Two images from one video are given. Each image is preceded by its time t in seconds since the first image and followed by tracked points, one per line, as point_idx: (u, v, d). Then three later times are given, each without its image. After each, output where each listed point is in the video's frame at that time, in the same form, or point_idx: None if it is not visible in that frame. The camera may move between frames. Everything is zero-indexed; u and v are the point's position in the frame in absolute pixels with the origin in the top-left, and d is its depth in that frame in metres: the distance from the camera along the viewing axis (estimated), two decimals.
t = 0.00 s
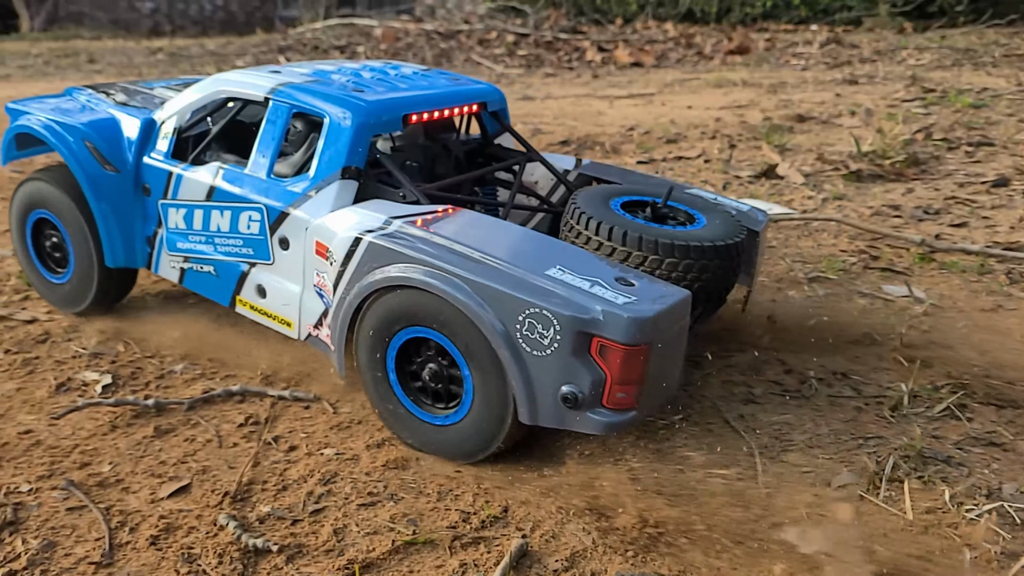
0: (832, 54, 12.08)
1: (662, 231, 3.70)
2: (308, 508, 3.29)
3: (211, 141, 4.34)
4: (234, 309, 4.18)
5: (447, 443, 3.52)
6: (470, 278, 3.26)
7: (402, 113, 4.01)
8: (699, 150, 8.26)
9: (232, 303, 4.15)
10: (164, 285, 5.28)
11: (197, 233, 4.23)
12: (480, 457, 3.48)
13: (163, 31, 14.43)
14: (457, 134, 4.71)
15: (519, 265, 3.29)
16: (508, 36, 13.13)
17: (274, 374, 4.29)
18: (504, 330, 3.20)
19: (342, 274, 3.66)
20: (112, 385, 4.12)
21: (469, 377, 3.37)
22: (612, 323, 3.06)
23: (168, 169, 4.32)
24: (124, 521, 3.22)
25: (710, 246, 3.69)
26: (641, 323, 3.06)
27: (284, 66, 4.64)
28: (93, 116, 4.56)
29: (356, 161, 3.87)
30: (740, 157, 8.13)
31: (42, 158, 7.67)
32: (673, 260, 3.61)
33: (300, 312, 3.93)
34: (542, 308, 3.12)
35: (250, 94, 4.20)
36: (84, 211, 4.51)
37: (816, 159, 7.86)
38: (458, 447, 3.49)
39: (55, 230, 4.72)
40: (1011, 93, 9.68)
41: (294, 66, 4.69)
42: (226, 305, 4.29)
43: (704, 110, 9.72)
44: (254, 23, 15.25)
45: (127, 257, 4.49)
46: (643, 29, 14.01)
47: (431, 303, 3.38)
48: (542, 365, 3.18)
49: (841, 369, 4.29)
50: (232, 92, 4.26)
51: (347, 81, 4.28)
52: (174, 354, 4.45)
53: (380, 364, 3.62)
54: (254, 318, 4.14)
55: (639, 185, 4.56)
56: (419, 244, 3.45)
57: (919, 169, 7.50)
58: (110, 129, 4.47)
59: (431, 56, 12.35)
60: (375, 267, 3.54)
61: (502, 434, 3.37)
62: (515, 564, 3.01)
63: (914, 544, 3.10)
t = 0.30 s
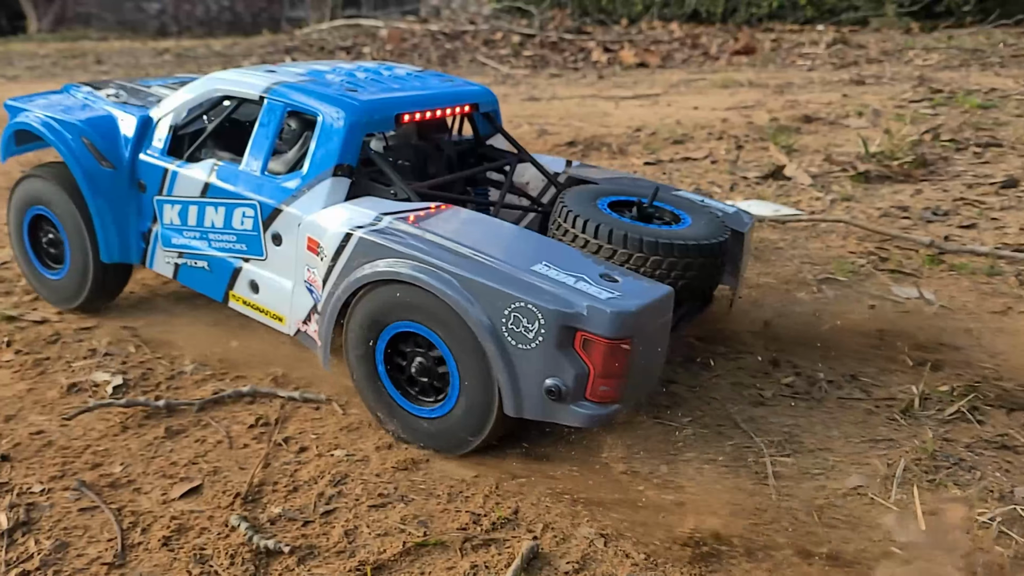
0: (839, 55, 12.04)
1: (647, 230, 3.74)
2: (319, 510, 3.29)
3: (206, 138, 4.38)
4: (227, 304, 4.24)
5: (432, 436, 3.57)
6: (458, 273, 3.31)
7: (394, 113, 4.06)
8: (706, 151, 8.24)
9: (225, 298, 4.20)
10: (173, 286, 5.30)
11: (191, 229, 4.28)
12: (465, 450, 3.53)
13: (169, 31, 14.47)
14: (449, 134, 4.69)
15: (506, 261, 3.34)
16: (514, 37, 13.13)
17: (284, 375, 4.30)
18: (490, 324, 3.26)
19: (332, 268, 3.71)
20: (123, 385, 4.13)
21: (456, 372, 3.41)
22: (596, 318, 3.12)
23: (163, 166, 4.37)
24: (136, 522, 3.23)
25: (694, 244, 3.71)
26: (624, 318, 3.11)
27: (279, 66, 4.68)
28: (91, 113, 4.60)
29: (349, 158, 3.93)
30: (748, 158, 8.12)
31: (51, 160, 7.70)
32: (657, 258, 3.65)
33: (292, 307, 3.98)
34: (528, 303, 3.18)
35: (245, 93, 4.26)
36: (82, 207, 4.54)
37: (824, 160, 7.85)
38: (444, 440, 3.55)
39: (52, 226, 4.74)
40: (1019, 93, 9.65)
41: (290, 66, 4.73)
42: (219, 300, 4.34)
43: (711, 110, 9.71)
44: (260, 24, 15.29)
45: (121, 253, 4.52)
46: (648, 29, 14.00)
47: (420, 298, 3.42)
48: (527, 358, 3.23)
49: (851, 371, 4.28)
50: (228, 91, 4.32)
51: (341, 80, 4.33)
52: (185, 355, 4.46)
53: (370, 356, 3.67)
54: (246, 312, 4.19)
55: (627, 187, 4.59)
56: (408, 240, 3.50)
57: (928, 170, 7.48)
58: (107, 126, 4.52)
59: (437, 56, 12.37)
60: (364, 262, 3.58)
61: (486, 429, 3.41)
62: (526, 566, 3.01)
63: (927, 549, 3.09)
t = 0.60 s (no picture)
0: (845, 55, 12.02)
1: (631, 230, 3.79)
2: (330, 511, 3.30)
3: (201, 136, 4.40)
4: (220, 300, 4.26)
5: (421, 430, 3.63)
6: (445, 270, 3.37)
7: (385, 113, 4.07)
8: (713, 153, 8.23)
9: (217, 293, 4.22)
10: (181, 287, 5.31)
11: (185, 225, 4.31)
12: (453, 443, 3.60)
13: (176, 32, 14.52)
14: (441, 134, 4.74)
15: (492, 259, 3.40)
16: (520, 37, 13.13)
17: (293, 376, 4.32)
18: (475, 320, 3.31)
19: (323, 264, 3.76)
20: (134, 387, 4.14)
21: (444, 367, 3.47)
22: (578, 316, 3.17)
23: (158, 163, 4.39)
24: (148, 523, 3.24)
25: (677, 245, 3.76)
26: (606, 317, 3.17)
27: (274, 66, 4.70)
28: (87, 110, 4.63)
29: (340, 156, 3.95)
30: (755, 159, 8.11)
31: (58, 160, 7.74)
32: (640, 258, 3.70)
33: (284, 303, 4.01)
34: (512, 300, 3.23)
35: (238, 92, 4.27)
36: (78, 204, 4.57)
37: (831, 162, 7.83)
38: (432, 434, 3.61)
39: (48, 222, 4.79)
40: None
41: (284, 66, 4.75)
42: (212, 296, 4.36)
43: (717, 111, 9.70)
44: (266, 25, 15.34)
45: (116, 248, 4.55)
46: (654, 30, 14.00)
47: (409, 294, 3.48)
48: (511, 354, 3.29)
49: (862, 374, 4.27)
50: (222, 91, 4.34)
51: (334, 80, 4.35)
52: (195, 357, 4.48)
53: (360, 351, 3.72)
54: (239, 308, 4.22)
55: (614, 188, 4.61)
56: (397, 237, 3.55)
57: (936, 172, 7.45)
58: (103, 123, 4.55)
59: (443, 57, 12.39)
60: (354, 259, 3.64)
61: (474, 422, 3.48)
62: (537, 569, 3.01)
63: (940, 553, 3.08)
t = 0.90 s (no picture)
0: (853, 55, 11.98)
1: (615, 230, 3.83)
2: (341, 513, 3.31)
3: (196, 135, 4.40)
4: (213, 296, 4.29)
5: (410, 423, 3.69)
6: (432, 269, 3.42)
7: (377, 113, 4.08)
8: (721, 154, 8.22)
9: (211, 289, 4.25)
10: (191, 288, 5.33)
11: (180, 223, 4.33)
12: (442, 436, 3.66)
13: (183, 33, 14.56)
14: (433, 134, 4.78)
15: (478, 258, 3.45)
16: (526, 38, 13.13)
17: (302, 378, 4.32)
18: (461, 318, 3.37)
19: (313, 262, 3.79)
20: (146, 388, 4.16)
21: (431, 361, 3.53)
22: (561, 315, 3.23)
23: (153, 161, 4.41)
24: (161, 524, 3.25)
25: (660, 244, 3.80)
26: (588, 315, 3.24)
27: (268, 66, 4.71)
28: (84, 108, 4.66)
29: (332, 155, 3.95)
30: (763, 160, 8.09)
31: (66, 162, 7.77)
32: (624, 257, 3.74)
33: (275, 299, 4.03)
34: (497, 298, 3.29)
35: (233, 91, 4.28)
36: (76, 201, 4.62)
37: (840, 163, 7.81)
38: (421, 427, 3.67)
39: (45, 218, 4.85)
40: None
41: (278, 66, 4.76)
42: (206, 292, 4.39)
43: (724, 112, 9.68)
44: (272, 26, 15.39)
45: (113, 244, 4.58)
46: (660, 31, 13.98)
47: (396, 291, 3.53)
48: (496, 350, 3.35)
49: (873, 376, 4.26)
50: (217, 90, 4.34)
51: (327, 81, 4.36)
52: (206, 358, 4.49)
53: (350, 347, 3.78)
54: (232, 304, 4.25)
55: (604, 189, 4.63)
56: (385, 236, 3.60)
57: (946, 172, 7.42)
58: (100, 121, 4.58)
59: (450, 58, 12.41)
60: (344, 257, 3.68)
61: (461, 414, 3.55)
62: (549, 572, 3.01)
63: (954, 556, 3.07)
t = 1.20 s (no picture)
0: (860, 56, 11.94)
1: (598, 228, 3.85)
2: (354, 516, 3.31)
3: (191, 134, 4.42)
4: (207, 292, 4.30)
5: (399, 417, 3.73)
6: (418, 264, 3.45)
7: (368, 113, 4.10)
8: (729, 155, 8.20)
9: (205, 286, 4.27)
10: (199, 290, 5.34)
11: (175, 220, 4.36)
12: (431, 430, 3.69)
13: (190, 36, 14.60)
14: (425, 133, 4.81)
15: (464, 255, 3.47)
16: (533, 39, 13.13)
17: (312, 380, 4.33)
18: (446, 312, 3.40)
19: (304, 257, 3.82)
20: (157, 391, 4.17)
21: (418, 356, 3.55)
22: (545, 310, 3.26)
23: (148, 159, 4.43)
24: (174, 527, 3.26)
25: (643, 242, 3.81)
26: (571, 310, 3.26)
27: (263, 66, 4.73)
28: (79, 107, 4.69)
29: (323, 155, 3.98)
30: (771, 161, 8.07)
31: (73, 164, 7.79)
32: (608, 255, 3.76)
33: (268, 295, 4.05)
34: (481, 294, 3.31)
35: (227, 92, 4.30)
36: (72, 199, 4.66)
37: (849, 164, 7.78)
38: (410, 420, 3.71)
39: (42, 215, 4.89)
40: None
41: (272, 67, 4.78)
42: (200, 289, 4.41)
43: (732, 113, 9.67)
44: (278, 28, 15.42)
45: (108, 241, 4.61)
46: (666, 32, 13.96)
47: (383, 287, 3.55)
48: (481, 344, 3.37)
49: (883, 379, 4.25)
50: (211, 90, 4.37)
51: (319, 81, 4.38)
52: (217, 360, 4.50)
53: (340, 343, 3.81)
54: (226, 300, 4.27)
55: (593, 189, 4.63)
56: (375, 233, 3.63)
57: (955, 174, 7.40)
58: (95, 120, 4.60)
59: (456, 59, 12.41)
60: (334, 253, 3.71)
61: (449, 408, 3.57)
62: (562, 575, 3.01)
63: (970, 561, 3.06)
